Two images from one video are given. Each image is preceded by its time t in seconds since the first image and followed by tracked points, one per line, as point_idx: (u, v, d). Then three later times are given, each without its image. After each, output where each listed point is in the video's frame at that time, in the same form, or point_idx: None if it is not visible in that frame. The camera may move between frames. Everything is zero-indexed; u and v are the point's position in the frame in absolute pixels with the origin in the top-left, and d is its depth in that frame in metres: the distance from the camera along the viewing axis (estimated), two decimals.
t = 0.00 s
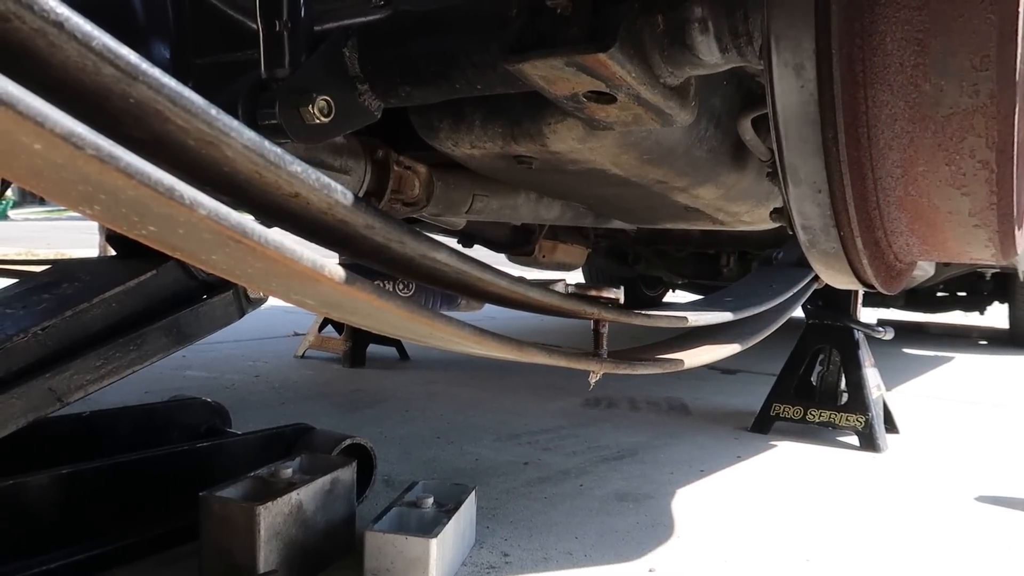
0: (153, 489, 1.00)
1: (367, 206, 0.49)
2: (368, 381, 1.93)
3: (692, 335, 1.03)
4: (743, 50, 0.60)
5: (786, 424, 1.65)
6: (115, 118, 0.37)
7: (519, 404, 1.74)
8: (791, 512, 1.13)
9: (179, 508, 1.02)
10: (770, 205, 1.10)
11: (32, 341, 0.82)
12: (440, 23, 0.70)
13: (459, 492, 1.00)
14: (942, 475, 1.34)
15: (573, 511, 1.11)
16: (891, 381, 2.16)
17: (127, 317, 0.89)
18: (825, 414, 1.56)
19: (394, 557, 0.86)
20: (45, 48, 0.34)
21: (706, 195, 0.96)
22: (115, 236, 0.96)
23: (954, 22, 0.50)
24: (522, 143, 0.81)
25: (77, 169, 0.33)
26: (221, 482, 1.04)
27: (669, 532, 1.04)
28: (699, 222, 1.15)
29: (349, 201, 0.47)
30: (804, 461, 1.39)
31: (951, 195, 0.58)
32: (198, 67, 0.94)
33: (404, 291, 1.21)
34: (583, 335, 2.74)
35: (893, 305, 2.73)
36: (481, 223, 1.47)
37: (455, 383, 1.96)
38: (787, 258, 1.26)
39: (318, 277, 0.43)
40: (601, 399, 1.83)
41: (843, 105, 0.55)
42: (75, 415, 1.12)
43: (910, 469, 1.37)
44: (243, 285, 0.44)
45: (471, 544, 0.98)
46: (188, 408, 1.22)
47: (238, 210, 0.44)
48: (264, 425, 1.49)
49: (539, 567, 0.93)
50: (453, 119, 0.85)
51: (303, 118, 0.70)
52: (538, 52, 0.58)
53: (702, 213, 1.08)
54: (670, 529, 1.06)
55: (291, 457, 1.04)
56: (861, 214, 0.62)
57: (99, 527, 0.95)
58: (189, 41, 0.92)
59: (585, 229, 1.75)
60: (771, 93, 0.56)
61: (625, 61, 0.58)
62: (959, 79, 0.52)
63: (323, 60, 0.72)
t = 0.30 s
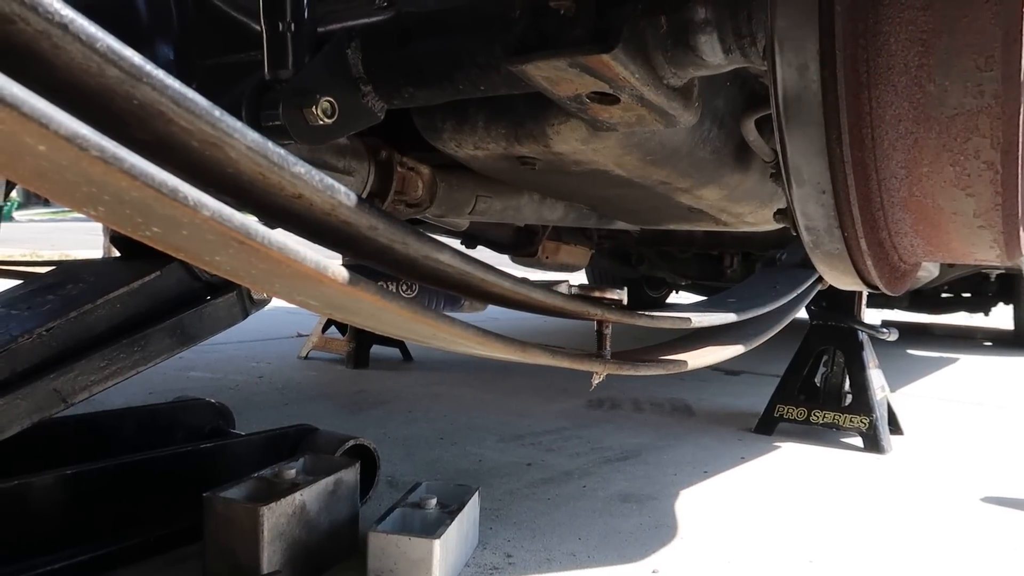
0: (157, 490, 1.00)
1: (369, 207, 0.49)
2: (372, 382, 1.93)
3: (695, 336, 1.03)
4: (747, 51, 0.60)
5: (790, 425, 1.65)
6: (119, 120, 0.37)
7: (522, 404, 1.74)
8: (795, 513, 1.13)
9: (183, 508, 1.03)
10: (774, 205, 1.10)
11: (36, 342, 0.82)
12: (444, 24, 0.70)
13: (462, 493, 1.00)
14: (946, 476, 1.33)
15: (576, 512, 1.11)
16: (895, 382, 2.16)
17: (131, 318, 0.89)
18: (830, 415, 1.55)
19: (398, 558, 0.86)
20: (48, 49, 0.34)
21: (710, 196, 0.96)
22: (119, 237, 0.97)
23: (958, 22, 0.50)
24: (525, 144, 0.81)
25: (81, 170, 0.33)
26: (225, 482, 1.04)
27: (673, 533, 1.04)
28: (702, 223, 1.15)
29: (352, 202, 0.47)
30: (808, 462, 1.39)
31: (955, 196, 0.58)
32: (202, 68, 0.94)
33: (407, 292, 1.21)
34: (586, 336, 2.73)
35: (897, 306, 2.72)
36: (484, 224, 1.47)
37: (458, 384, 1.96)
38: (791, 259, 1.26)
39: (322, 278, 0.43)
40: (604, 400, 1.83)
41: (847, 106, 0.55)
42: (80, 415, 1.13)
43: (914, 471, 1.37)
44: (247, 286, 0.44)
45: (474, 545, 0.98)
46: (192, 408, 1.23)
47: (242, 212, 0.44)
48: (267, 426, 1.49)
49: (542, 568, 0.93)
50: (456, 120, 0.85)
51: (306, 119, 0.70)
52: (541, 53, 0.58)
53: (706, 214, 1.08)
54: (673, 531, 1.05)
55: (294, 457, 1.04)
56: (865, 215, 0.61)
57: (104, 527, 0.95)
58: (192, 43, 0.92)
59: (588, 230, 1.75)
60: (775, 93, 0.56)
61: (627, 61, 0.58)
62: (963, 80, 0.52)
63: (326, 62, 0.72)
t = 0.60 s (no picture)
0: (160, 490, 1.00)
1: (372, 208, 0.49)
2: (375, 383, 1.93)
3: (699, 337, 1.03)
4: (751, 52, 0.60)
5: (793, 427, 1.65)
6: (123, 122, 0.37)
7: (525, 406, 1.74)
8: (799, 514, 1.13)
9: (187, 509, 1.03)
10: (777, 206, 1.09)
11: (41, 343, 0.82)
12: (447, 26, 0.71)
13: (466, 494, 1.00)
14: (951, 478, 1.33)
15: (579, 513, 1.11)
16: (899, 384, 2.15)
17: (135, 319, 0.89)
18: (833, 416, 1.55)
19: (401, 559, 0.86)
20: (53, 51, 0.34)
21: (713, 197, 0.96)
22: (123, 238, 0.97)
23: (962, 22, 0.50)
24: (528, 145, 0.81)
25: (85, 172, 0.33)
26: (229, 483, 1.04)
27: (676, 535, 1.04)
28: (705, 224, 1.15)
29: (355, 204, 0.47)
30: (812, 464, 1.39)
31: (959, 197, 0.58)
32: (205, 70, 0.94)
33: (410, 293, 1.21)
34: (589, 338, 2.73)
35: (901, 308, 2.72)
36: (488, 225, 1.47)
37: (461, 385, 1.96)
38: (795, 260, 1.25)
39: (325, 279, 0.43)
40: (607, 401, 1.83)
41: (851, 107, 0.54)
42: (84, 416, 1.13)
43: (919, 472, 1.36)
44: (250, 287, 0.44)
45: (478, 546, 0.98)
46: (195, 409, 1.23)
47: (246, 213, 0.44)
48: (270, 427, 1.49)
49: (545, 569, 0.93)
50: (460, 121, 0.85)
51: (309, 120, 0.70)
52: (544, 54, 0.58)
53: (709, 215, 1.08)
54: (676, 532, 1.05)
55: (298, 458, 1.04)
56: (869, 216, 0.61)
57: (107, 528, 0.95)
58: (196, 44, 0.92)
59: (591, 231, 1.75)
60: (779, 94, 0.56)
61: (631, 62, 0.58)
62: (967, 80, 0.52)
63: (329, 63, 0.72)
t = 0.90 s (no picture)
0: (164, 491, 1.00)
1: (375, 209, 0.49)
2: (378, 384, 1.93)
3: (703, 338, 1.03)
4: (754, 52, 0.60)
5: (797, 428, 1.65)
6: (127, 124, 0.37)
7: (529, 406, 1.74)
8: (802, 516, 1.13)
9: (191, 509, 1.03)
10: (781, 207, 1.09)
11: (46, 343, 0.83)
12: (450, 27, 0.71)
13: (469, 495, 1.00)
14: (955, 479, 1.33)
15: (582, 514, 1.10)
16: (904, 385, 2.15)
17: (139, 320, 0.89)
18: (837, 418, 1.55)
19: (404, 560, 0.86)
20: (58, 53, 0.34)
21: (717, 198, 0.96)
22: (127, 239, 0.97)
23: (966, 23, 0.50)
24: (532, 146, 0.81)
25: (89, 173, 0.33)
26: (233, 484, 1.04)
27: (679, 536, 1.04)
28: (709, 225, 1.15)
29: (359, 204, 0.47)
30: (816, 465, 1.38)
31: (964, 198, 0.58)
32: (209, 71, 0.95)
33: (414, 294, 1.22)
34: (593, 339, 2.73)
35: (905, 309, 2.71)
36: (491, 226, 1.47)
37: (464, 386, 1.96)
38: (799, 261, 1.25)
39: (329, 280, 0.43)
40: (611, 402, 1.82)
41: (854, 107, 0.54)
42: (88, 417, 1.13)
43: (923, 473, 1.36)
44: (253, 288, 0.44)
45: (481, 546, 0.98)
46: (199, 410, 1.23)
47: (249, 214, 0.44)
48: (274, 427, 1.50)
49: (548, 570, 0.93)
50: (463, 122, 0.85)
51: (313, 121, 0.70)
52: (548, 55, 0.58)
53: (713, 215, 1.08)
54: (680, 533, 1.05)
55: (301, 459, 1.04)
56: (873, 217, 0.61)
57: (111, 528, 0.95)
58: (200, 46, 0.92)
59: (594, 232, 1.75)
60: (782, 94, 0.56)
61: (634, 63, 0.58)
62: (971, 80, 0.52)
63: (332, 64, 0.72)
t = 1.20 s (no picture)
0: (167, 491, 1.00)
1: (378, 209, 0.49)
2: (381, 384, 1.93)
3: (705, 338, 1.03)
4: (757, 52, 0.60)
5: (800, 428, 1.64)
6: (130, 124, 0.37)
7: (531, 406, 1.74)
8: (804, 516, 1.13)
9: (194, 509, 1.03)
10: (784, 207, 1.09)
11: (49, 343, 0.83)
12: (452, 27, 0.71)
13: (471, 495, 1.00)
14: (958, 480, 1.32)
15: (585, 514, 1.10)
16: (906, 385, 2.14)
17: (142, 320, 0.89)
18: (840, 418, 1.55)
19: (406, 560, 0.86)
20: (61, 53, 0.35)
21: (720, 198, 0.96)
22: (130, 239, 0.97)
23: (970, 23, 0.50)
24: (534, 146, 0.81)
25: (92, 174, 0.33)
26: (235, 484, 1.05)
27: (681, 536, 1.04)
28: (711, 225, 1.15)
29: (361, 204, 0.47)
30: (818, 465, 1.38)
31: (967, 197, 0.58)
32: (212, 71, 0.95)
33: (417, 295, 1.22)
34: (596, 339, 2.73)
35: (908, 309, 2.70)
36: (493, 227, 1.47)
37: (467, 386, 1.96)
38: (801, 261, 1.25)
39: (331, 280, 0.43)
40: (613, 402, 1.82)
41: (858, 107, 0.54)
42: (92, 417, 1.13)
43: (926, 474, 1.36)
44: (256, 288, 0.44)
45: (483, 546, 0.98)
46: (202, 410, 1.23)
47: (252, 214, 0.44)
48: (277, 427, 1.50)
49: (550, 570, 0.93)
50: (465, 123, 0.85)
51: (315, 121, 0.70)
52: (550, 55, 0.58)
53: (716, 216, 1.08)
54: (682, 533, 1.05)
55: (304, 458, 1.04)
56: (876, 217, 0.61)
57: (114, 529, 0.95)
58: (203, 46, 0.92)
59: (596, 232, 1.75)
60: (785, 95, 0.55)
61: (636, 63, 0.58)
62: (975, 80, 0.51)
63: (335, 65, 0.72)
